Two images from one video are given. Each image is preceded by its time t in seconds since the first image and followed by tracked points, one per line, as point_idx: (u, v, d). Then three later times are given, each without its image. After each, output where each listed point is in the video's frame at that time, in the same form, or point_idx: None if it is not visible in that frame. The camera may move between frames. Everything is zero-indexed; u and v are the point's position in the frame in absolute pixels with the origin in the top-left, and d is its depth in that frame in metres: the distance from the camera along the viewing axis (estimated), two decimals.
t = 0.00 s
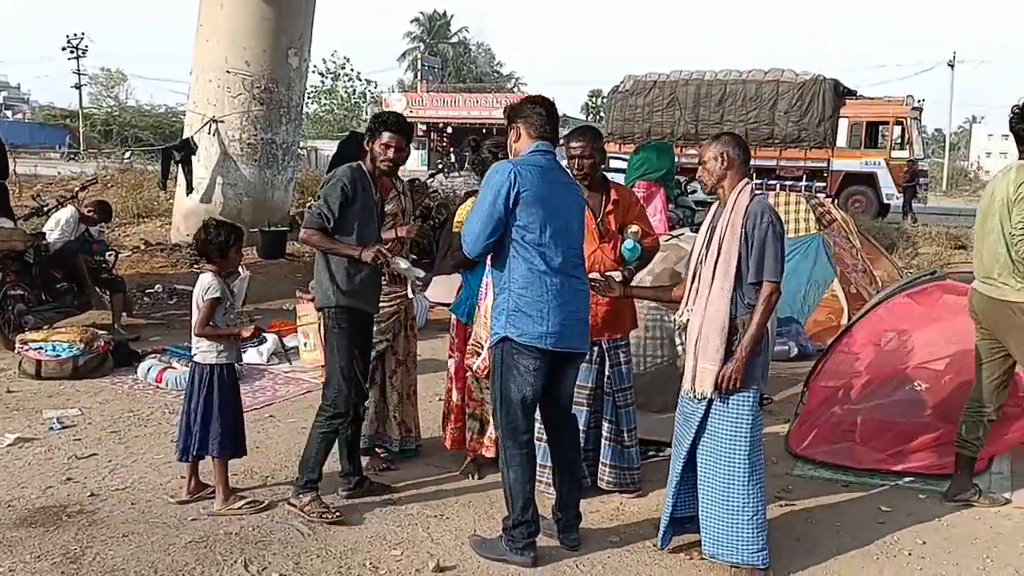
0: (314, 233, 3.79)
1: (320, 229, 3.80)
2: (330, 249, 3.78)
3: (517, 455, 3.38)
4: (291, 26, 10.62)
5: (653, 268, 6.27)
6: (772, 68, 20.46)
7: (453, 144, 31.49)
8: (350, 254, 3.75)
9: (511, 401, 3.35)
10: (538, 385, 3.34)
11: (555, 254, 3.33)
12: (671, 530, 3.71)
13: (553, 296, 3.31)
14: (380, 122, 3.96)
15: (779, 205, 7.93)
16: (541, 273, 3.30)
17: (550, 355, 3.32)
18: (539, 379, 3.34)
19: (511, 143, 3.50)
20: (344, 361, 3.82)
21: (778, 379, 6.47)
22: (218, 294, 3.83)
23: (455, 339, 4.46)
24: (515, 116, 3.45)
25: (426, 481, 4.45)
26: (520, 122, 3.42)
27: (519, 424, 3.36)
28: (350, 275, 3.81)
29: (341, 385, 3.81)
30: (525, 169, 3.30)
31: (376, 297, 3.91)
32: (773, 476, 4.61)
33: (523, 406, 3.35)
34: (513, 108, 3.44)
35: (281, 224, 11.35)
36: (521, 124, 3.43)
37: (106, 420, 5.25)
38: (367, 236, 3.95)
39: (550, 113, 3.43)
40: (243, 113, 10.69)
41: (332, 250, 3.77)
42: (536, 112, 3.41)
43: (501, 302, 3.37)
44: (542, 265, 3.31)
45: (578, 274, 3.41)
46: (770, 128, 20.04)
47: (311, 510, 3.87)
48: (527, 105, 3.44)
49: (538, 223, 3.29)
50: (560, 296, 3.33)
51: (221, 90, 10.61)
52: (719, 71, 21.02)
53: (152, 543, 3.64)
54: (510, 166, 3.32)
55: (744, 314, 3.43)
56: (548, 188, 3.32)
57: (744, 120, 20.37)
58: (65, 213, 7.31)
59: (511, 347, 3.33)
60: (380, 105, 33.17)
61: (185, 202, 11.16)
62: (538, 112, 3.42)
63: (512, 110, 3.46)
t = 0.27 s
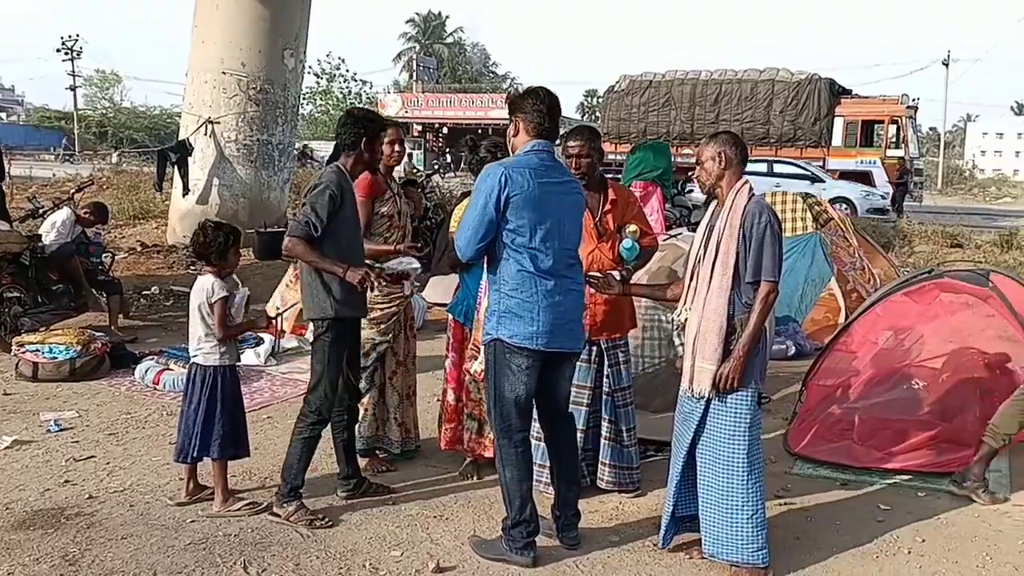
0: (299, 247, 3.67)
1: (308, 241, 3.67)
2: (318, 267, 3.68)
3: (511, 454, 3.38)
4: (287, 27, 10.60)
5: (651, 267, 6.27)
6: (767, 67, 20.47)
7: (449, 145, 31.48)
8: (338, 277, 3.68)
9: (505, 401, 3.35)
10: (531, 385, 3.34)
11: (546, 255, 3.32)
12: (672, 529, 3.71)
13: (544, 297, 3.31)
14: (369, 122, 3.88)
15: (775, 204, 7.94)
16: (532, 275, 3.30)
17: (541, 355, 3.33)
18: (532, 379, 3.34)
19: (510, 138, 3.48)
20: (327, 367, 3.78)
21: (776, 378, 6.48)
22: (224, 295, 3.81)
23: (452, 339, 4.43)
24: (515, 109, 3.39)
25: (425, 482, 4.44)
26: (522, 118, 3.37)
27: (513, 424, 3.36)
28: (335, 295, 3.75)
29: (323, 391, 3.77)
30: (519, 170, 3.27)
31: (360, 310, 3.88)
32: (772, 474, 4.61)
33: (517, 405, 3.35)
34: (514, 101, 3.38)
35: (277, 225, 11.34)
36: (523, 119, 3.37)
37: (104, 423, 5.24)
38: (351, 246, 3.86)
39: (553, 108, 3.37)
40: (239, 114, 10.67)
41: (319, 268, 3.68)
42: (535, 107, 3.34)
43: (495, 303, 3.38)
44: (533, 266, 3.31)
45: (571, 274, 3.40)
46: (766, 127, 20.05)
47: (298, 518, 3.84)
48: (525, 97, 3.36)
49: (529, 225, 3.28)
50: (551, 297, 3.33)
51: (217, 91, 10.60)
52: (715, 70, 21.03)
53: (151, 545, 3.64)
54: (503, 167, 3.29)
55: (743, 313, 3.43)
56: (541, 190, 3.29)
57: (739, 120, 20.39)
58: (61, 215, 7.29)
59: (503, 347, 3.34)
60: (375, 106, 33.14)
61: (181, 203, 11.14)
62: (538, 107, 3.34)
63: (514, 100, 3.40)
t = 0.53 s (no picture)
0: (305, 266, 3.65)
1: (313, 260, 3.66)
2: (320, 288, 3.70)
3: (506, 456, 3.38)
4: (285, 28, 10.60)
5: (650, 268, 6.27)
6: (767, 68, 20.47)
7: (448, 146, 31.49)
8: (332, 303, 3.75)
9: (501, 403, 3.36)
10: (524, 387, 3.34)
11: (536, 259, 3.30)
12: (673, 531, 3.71)
13: (535, 300, 3.30)
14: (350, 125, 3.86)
15: (775, 205, 7.94)
16: (522, 279, 3.30)
17: (534, 359, 3.32)
18: (525, 381, 3.34)
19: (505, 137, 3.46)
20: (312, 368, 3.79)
21: (776, 378, 6.48)
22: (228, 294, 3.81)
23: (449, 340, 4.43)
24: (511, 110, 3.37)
25: (424, 484, 4.44)
26: (518, 119, 3.35)
27: (507, 426, 3.36)
28: (325, 311, 3.76)
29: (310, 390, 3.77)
30: (509, 175, 3.25)
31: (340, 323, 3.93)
32: (772, 475, 4.61)
33: (511, 407, 3.35)
34: (509, 100, 3.36)
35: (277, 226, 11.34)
36: (521, 121, 3.35)
37: (103, 425, 5.23)
38: (337, 259, 3.89)
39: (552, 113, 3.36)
40: (238, 115, 10.67)
41: (320, 289, 3.70)
42: (530, 106, 3.32)
43: (488, 306, 3.38)
44: (524, 270, 3.30)
45: (564, 277, 3.38)
46: (765, 128, 20.06)
47: (298, 521, 3.84)
48: (524, 98, 3.33)
49: (520, 229, 3.27)
50: (543, 301, 3.31)
51: (216, 93, 10.60)
52: (714, 71, 21.04)
53: (151, 547, 3.63)
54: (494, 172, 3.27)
55: (743, 315, 3.43)
56: (532, 194, 3.27)
57: (739, 120, 20.39)
58: (60, 217, 7.28)
59: (496, 350, 3.34)
60: (375, 107, 33.14)
61: (180, 205, 11.14)
62: (537, 109, 3.32)
63: (511, 97, 3.36)
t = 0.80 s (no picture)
0: (300, 269, 3.65)
1: (308, 263, 3.65)
2: (315, 292, 3.70)
3: (507, 455, 3.38)
4: (283, 30, 10.61)
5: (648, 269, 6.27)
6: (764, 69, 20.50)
7: (446, 147, 31.51)
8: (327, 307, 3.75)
9: (502, 403, 3.36)
10: (525, 386, 3.35)
11: (535, 259, 3.31)
12: (672, 532, 3.72)
13: (535, 300, 3.31)
14: (333, 124, 3.83)
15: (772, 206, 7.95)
16: (522, 279, 3.30)
17: (534, 358, 3.33)
18: (526, 380, 3.34)
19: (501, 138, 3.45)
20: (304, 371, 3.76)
21: (773, 379, 6.48)
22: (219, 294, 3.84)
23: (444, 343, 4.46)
24: (506, 112, 3.37)
25: (423, 485, 4.44)
26: (512, 120, 3.35)
27: (508, 425, 3.37)
28: (317, 312, 3.76)
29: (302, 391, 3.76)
30: (507, 176, 3.26)
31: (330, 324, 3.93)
32: (770, 477, 4.62)
33: (512, 407, 3.35)
34: (503, 101, 3.35)
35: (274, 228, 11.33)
36: (516, 122, 3.34)
37: (101, 427, 5.23)
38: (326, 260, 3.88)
39: (547, 116, 3.36)
40: (236, 117, 10.68)
41: (315, 293, 3.70)
42: (526, 108, 3.31)
43: (488, 306, 3.38)
44: (523, 270, 3.31)
45: (563, 277, 3.39)
46: (763, 129, 20.08)
47: (296, 523, 3.84)
48: (518, 99, 3.32)
49: (518, 229, 3.27)
50: (542, 301, 3.32)
51: (214, 95, 10.60)
52: (712, 73, 21.06)
53: (148, 550, 3.63)
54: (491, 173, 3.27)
55: (741, 317, 3.43)
56: (530, 195, 3.27)
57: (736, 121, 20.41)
58: (58, 219, 7.28)
59: (497, 350, 3.35)
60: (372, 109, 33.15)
61: (178, 206, 11.14)
62: (533, 110, 3.32)
63: (506, 98, 3.35)
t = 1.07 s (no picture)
0: (285, 266, 3.61)
1: (292, 260, 3.63)
2: (299, 289, 3.66)
3: (508, 453, 3.36)
4: (277, 29, 10.57)
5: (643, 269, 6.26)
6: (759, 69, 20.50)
7: (441, 147, 31.46)
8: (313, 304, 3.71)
9: (504, 401, 3.34)
10: (527, 383, 3.33)
11: (539, 256, 3.31)
12: (669, 533, 3.70)
13: (541, 296, 3.31)
14: (310, 124, 3.80)
15: (767, 206, 7.94)
16: (528, 275, 3.29)
17: (537, 355, 3.32)
18: (530, 377, 3.33)
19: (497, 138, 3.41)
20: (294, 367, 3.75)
21: (769, 379, 6.47)
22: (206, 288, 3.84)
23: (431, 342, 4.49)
24: (502, 109, 3.34)
25: (417, 487, 4.42)
26: (508, 119, 3.32)
27: (510, 423, 3.34)
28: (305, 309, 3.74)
29: (292, 388, 3.74)
30: (510, 173, 3.25)
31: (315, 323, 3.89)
32: (766, 477, 4.60)
33: (514, 404, 3.33)
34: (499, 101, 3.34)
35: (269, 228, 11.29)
36: (511, 121, 3.32)
37: (94, 428, 5.20)
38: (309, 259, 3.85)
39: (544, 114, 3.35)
40: (230, 117, 10.65)
41: (300, 290, 3.67)
42: (523, 108, 3.29)
43: (490, 303, 3.36)
44: (529, 267, 3.30)
45: (563, 274, 3.40)
46: (758, 129, 20.07)
47: (290, 524, 3.82)
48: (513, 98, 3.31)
49: (522, 226, 3.26)
50: (546, 298, 3.32)
51: (207, 94, 10.56)
52: (707, 72, 21.06)
53: (141, 552, 3.60)
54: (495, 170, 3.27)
55: (737, 317, 3.41)
56: (533, 192, 3.27)
57: (732, 121, 20.40)
58: (50, 219, 7.27)
59: (501, 346, 3.32)
60: (367, 109, 33.10)
61: (172, 207, 11.10)
62: (528, 109, 3.29)
63: (500, 97, 3.34)
